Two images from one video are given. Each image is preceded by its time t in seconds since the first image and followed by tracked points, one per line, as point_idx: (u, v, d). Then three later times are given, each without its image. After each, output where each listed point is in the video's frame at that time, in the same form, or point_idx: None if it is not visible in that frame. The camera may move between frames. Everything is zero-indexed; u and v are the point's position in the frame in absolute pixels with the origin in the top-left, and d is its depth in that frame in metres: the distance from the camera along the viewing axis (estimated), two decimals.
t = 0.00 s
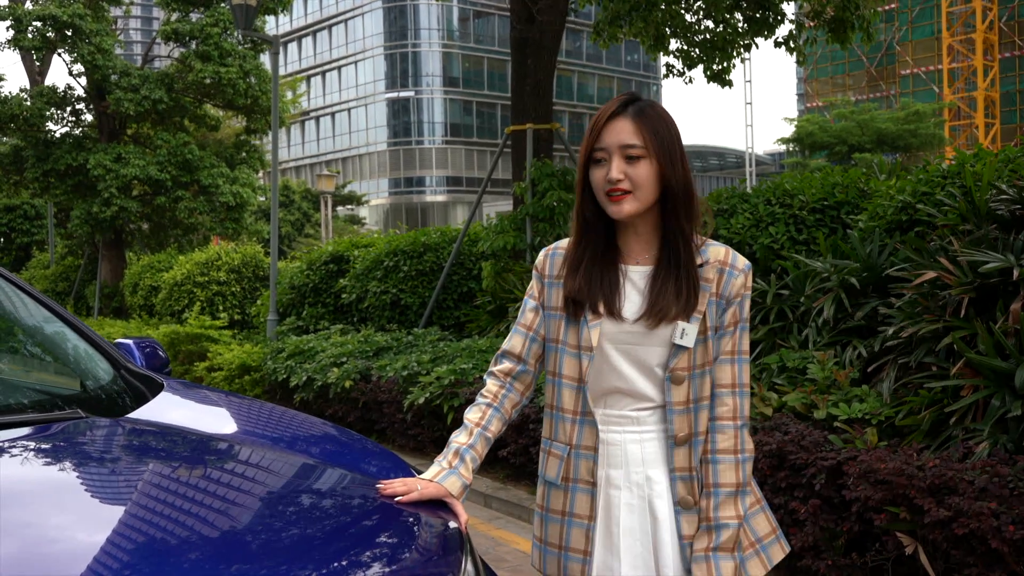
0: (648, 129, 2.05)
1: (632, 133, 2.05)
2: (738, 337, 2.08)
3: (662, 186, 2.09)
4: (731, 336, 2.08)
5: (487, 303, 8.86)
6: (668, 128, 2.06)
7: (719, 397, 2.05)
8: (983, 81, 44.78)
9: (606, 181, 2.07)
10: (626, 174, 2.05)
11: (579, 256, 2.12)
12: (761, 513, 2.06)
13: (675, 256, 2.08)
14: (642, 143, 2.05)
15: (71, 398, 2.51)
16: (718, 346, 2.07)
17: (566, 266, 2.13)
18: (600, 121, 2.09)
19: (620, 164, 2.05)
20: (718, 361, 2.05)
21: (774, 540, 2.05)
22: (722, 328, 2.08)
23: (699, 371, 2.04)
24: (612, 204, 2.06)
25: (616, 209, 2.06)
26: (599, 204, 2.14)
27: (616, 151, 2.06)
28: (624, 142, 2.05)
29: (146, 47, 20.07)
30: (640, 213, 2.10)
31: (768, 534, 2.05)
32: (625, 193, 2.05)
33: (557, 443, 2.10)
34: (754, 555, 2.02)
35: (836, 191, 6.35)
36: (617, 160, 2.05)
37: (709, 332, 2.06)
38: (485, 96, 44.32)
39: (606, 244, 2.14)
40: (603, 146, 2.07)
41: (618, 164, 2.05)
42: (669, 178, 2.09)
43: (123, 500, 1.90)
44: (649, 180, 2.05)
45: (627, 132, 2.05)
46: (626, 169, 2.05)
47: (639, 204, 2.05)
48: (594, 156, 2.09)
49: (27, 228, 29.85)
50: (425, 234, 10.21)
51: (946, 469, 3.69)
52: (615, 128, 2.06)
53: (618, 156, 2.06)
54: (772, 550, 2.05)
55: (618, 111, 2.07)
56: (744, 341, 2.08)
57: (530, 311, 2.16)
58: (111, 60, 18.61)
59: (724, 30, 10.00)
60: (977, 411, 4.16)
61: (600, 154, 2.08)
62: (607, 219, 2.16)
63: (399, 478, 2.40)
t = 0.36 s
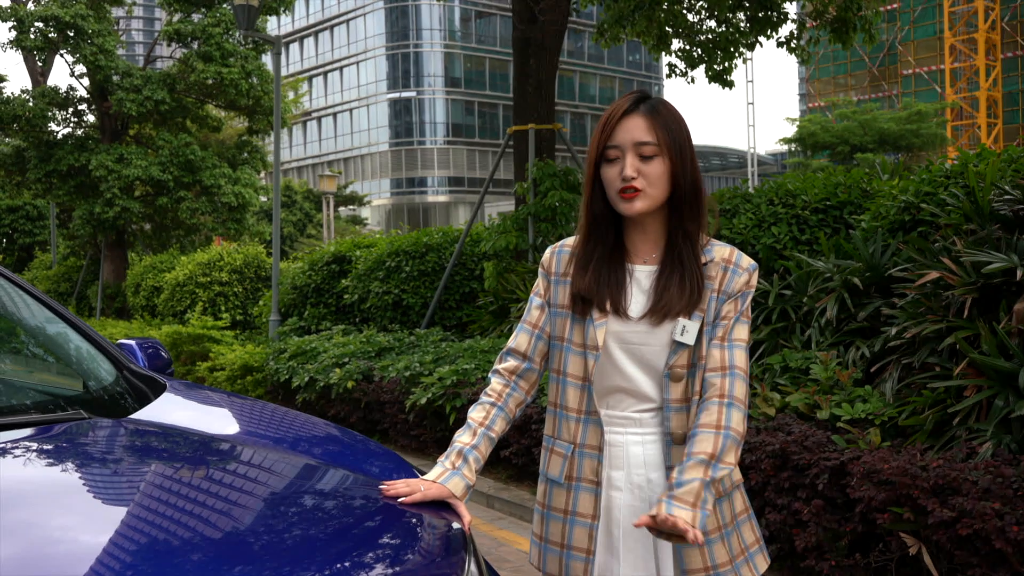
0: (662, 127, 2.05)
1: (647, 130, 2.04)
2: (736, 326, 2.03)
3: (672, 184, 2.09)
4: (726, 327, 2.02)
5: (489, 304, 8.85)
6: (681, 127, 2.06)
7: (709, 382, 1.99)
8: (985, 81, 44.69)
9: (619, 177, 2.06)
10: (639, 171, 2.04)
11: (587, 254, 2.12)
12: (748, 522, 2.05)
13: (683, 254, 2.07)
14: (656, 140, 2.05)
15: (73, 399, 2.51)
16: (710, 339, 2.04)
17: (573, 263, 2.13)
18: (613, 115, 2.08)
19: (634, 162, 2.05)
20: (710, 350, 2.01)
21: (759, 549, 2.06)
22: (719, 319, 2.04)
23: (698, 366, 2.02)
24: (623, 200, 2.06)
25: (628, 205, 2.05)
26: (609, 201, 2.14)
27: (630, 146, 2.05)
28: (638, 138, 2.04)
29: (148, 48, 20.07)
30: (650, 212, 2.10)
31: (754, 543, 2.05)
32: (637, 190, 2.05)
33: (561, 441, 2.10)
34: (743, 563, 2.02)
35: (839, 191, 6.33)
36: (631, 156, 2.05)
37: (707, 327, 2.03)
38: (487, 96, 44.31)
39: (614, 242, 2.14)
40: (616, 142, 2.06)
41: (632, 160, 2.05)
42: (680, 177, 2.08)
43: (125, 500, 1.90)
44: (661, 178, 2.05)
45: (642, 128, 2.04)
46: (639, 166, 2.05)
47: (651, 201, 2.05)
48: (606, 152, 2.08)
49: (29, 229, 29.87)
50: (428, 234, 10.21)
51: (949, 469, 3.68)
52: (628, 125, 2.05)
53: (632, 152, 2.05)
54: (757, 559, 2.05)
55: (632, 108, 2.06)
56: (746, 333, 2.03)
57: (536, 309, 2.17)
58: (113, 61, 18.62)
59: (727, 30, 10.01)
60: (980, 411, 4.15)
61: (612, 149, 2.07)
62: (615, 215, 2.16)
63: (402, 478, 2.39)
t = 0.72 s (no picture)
0: (675, 128, 2.05)
1: (661, 131, 2.04)
2: (731, 327, 2.01)
3: (682, 185, 2.09)
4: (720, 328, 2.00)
5: (491, 304, 8.84)
6: (693, 129, 2.07)
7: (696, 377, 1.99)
8: (987, 82, 44.55)
9: (630, 176, 2.05)
10: (652, 171, 2.04)
11: (594, 255, 2.12)
12: (746, 528, 2.04)
13: (691, 255, 2.07)
14: (670, 140, 2.05)
15: (75, 399, 2.51)
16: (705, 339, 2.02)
17: (579, 264, 2.13)
18: (625, 114, 2.08)
19: (647, 161, 2.04)
20: (702, 349, 1.99)
21: (753, 557, 2.05)
22: (716, 320, 2.02)
23: (691, 364, 2.00)
24: (635, 199, 2.05)
25: (638, 204, 2.05)
26: (618, 200, 2.13)
27: (643, 146, 2.05)
28: (653, 138, 2.04)
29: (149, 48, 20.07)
30: (660, 212, 2.09)
31: (749, 550, 2.04)
32: (649, 189, 2.04)
33: (567, 441, 2.08)
34: (733, 568, 2.01)
35: (840, 191, 6.32)
36: (643, 155, 2.04)
37: (705, 327, 2.02)
38: (488, 97, 44.29)
39: (621, 242, 2.14)
40: (629, 141, 2.06)
41: (645, 159, 2.04)
42: (690, 179, 2.09)
43: (126, 502, 1.90)
44: (673, 179, 2.05)
45: (656, 128, 2.04)
46: (652, 165, 2.04)
47: (663, 202, 2.05)
48: (617, 151, 2.07)
49: (31, 229, 29.90)
50: (429, 235, 10.21)
51: (952, 470, 3.68)
52: (642, 124, 2.05)
53: (644, 152, 2.05)
54: (749, 566, 2.04)
55: (645, 108, 2.06)
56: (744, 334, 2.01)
57: (543, 309, 2.17)
58: (115, 62, 18.62)
59: (728, 31, 10.01)
60: (983, 412, 4.15)
61: (624, 149, 2.07)
62: (622, 215, 2.16)
63: (403, 479, 2.39)
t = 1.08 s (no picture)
0: (672, 127, 2.05)
1: (657, 130, 2.04)
2: (737, 329, 2.01)
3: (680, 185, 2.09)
4: (726, 330, 2.01)
5: (492, 304, 8.84)
6: (688, 129, 2.07)
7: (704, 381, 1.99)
8: (988, 82, 44.51)
9: (629, 177, 2.04)
10: (650, 171, 2.03)
11: (593, 256, 2.09)
12: (750, 525, 2.05)
13: (691, 256, 2.06)
14: (666, 139, 2.04)
15: (74, 399, 2.50)
16: (711, 341, 2.03)
17: (577, 265, 2.11)
18: (621, 113, 2.07)
19: (644, 162, 2.04)
20: (710, 352, 1.99)
21: (757, 554, 2.06)
22: (722, 322, 2.02)
23: (697, 365, 2.01)
24: (633, 200, 2.04)
25: (638, 205, 2.04)
26: (616, 202, 2.12)
27: (641, 146, 2.04)
28: (650, 138, 2.03)
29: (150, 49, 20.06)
30: (659, 212, 2.08)
31: (754, 547, 2.06)
32: (648, 190, 2.03)
33: (567, 442, 2.07)
34: (741, 565, 2.03)
35: (842, 191, 6.32)
36: (641, 155, 2.03)
37: (710, 330, 2.03)
38: (489, 97, 44.28)
39: (619, 244, 2.13)
40: (626, 142, 2.05)
41: (642, 160, 2.03)
42: (687, 178, 2.08)
43: (127, 501, 1.90)
44: (671, 179, 2.04)
45: (652, 128, 2.04)
46: (649, 165, 2.03)
47: (661, 202, 2.04)
48: (614, 152, 2.06)
49: (32, 229, 29.94)
50: (429, 235, 10.21)
51: (953, 471, 3.67)
52: (638, 124, 2.04)
53: (643, 151, 2.04)
54: (755, 563, 2.06)
55: (641, 108, 2.06)
56: (748, 334, 2.01)
57: (538, 309, 2.16)
58: (116, 62, 18.62)
59: (729, 31, 10.00)
60: (984, 412, 4.14)
61: (621, 150, 2.06)
62: (620, 217, 2.15)
63: (404, 480, 2.38)
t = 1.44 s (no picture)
0: (652, 124, 2.05)
1: (637, 128, 2.04)
2: (734, 330, 2.00)
3: (665, 182, 2.08)
4: (721, 330, 2.00)
5: (492, 304, 8.84)
6: (671, 124, 2.06)
7: (705, 384, 1.99)
8: (989, 82, 44.54)
9: (609, 175, 2.04)
10: (630, 167, 2.03)
11: (579, 258, 2.10)
12: (752, 523, 2.04)
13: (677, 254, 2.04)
14: (647, 136, 2.04)
15: (74, 401, 2.50)
16: (708, 344, 2.02)
17: (565, 271, 2.11)
18: (602, 114, 2.08)
19: (625, 158, 2.03)
20: (708, 355, 1.99)
21: (761, 552, 2.05)
22: (717, 323, 2.01)
23: (695, 368, 2.00)
24: (615, 197, 2.03)
25: (619, 202, 2.03)
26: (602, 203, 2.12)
27: (621, 144, 2.04)
28: (630, 134, 2.04)
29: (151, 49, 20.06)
30: (642, 210, 2.08)
31: (757, 544, 2.05)
32: (629, 186, 2.03)
33: (559, 451, 2.09)
34: (744, 565, 2.02)
35: (842, 191, 6.32)
36: (621, 152, 2.03)
37: (705, 332, 2.02)
38: (490, 97, 44.27)
39: (605, 244, 2.12)
40: (607, 140, 2.05)
41: (623, 156, 2.03)
42: (671, 175, 2.07)
43: (127, 502, 1.90)
44: (653, 175, 2.04)
45: (632, 125, 2.04)
46: (630, 162, 2.03)
47: (644, 198, 2.03)
48: (596, 151, 2.07)
49: (32, 229, 29.96)
50: (430, 235, 10.21)
51: (953, 471, 3.67)
52: (618, 122, 2.05)
53: (622, 149, 2.04)
54: (758, 561, 2.04)
55: (622, 107, 2.06)
56: (745, 334, 2.00)
57: (531, 319, 2.17)
58: (116, 62, 18.63)
59: (729, 31, 9.99)
60: (984, 412, 4.14)
61: (602, 147, 2.06)
62: (607, 218, 2.14)
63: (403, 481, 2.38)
